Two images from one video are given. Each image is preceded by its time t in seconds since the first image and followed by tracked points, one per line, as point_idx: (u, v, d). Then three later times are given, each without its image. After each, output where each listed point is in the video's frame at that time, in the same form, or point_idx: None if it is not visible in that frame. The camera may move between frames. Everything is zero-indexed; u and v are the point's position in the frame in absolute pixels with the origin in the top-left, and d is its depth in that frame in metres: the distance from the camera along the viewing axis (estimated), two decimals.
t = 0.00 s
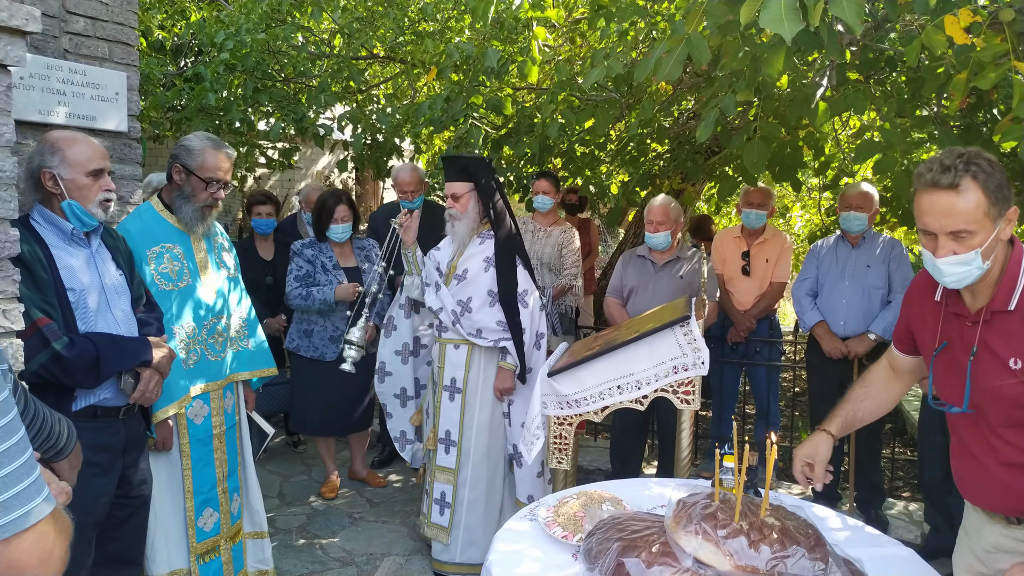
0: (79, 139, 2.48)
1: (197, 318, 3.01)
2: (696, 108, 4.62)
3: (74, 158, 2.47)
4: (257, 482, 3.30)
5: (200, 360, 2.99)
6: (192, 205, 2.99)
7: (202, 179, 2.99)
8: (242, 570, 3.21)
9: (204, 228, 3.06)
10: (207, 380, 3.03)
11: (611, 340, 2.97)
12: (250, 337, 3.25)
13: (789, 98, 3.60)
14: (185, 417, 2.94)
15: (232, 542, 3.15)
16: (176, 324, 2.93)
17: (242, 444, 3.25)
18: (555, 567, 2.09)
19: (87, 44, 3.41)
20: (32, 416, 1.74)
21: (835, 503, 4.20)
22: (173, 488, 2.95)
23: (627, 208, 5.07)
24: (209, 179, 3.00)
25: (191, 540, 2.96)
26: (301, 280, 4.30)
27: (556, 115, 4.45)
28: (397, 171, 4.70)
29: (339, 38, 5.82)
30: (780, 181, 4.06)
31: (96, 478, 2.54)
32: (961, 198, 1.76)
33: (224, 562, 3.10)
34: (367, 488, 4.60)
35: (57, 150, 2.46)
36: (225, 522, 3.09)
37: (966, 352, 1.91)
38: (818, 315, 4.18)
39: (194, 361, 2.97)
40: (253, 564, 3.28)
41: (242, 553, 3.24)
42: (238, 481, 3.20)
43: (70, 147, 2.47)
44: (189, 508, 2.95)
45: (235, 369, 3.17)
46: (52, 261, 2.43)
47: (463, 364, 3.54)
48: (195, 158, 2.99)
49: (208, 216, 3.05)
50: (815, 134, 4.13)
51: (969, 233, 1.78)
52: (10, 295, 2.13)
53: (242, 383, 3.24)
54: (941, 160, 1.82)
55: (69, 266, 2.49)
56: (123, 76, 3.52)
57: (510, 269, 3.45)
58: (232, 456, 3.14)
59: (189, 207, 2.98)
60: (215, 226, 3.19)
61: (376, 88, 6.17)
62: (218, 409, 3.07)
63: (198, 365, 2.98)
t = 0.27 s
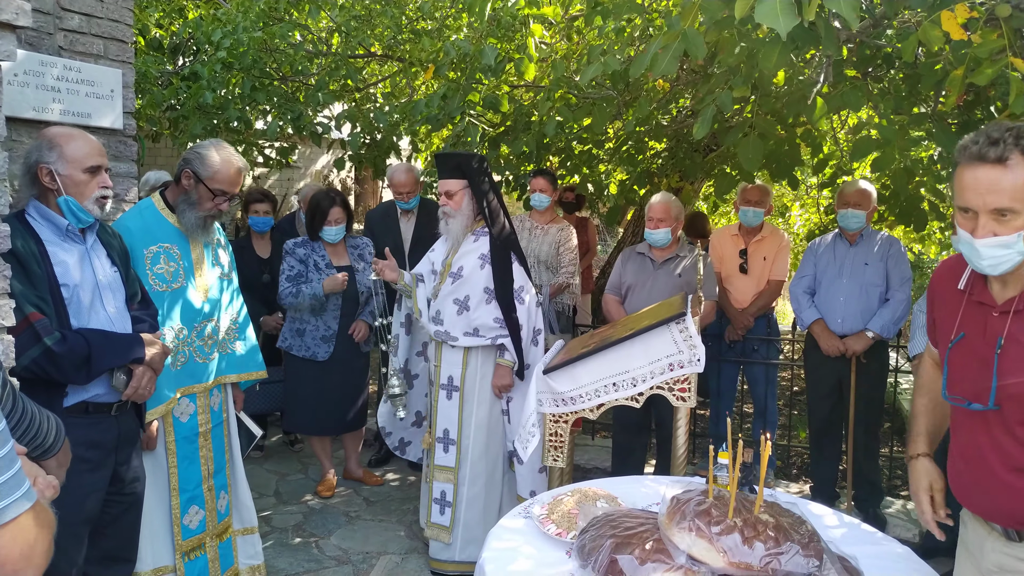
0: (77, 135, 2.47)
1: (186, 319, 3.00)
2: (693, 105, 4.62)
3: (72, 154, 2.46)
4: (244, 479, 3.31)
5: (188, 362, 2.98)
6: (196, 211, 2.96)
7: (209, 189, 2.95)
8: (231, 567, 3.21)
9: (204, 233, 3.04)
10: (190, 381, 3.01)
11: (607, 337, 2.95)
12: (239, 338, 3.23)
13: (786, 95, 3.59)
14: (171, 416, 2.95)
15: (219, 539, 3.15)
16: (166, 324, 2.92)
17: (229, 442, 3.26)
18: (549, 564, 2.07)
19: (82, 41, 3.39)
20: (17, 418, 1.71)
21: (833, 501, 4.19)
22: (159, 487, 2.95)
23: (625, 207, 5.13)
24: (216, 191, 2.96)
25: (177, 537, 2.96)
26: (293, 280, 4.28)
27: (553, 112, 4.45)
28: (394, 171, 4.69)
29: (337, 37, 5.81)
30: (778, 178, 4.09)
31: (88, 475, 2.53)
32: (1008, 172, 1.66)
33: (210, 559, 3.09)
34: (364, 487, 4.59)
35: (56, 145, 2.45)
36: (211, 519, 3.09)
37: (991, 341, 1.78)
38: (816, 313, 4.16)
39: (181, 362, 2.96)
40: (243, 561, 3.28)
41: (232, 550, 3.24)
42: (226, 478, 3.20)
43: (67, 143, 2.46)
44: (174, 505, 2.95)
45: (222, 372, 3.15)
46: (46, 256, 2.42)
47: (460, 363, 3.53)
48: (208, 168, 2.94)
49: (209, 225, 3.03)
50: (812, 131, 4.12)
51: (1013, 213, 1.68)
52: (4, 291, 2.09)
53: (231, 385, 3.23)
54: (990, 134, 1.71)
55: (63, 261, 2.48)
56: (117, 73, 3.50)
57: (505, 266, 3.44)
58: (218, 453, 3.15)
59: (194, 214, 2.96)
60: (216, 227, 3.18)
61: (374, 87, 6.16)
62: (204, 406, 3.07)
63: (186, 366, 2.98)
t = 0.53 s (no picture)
0: (87, 134, 2.46)
1: (185, 322, 3.00)
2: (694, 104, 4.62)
3: (82, 152, 2.46)
4: (238, 476, 3.32)
5: (186, 363, 2.98)
6: (203, 218, 2.98)
7: (219, 199, 2.96)
8: (224, 562, 3.22)
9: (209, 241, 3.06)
10: (188, 382, 3.01)
11: (609, 335, 2.95)
12: (239, 339, 3.24)
13: (787, 94, 3.59)
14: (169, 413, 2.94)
15: (210, 535, 3.15)
16: (167, 324, 2.93)
17: (224, 439, 3.26)
18: (550, 561, 2.07)
19: (83, 39, 3.40)
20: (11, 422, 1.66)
21: (834, 500, 4.19)
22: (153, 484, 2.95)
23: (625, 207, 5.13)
24: (226, 202, 2.97)
25: (168, 534, 2.97)
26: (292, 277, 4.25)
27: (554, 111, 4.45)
28: (395, 170, 4.70)
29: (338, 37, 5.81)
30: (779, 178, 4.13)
31: (89, 470, 2.53)
32: None
33: (198, 555, 3.10)
34: (365, 485, 4.59)
35: (66, 143, 2.44)
36: (201, 516, 3.10)
37: None
38: (817, 312, 4.17)
39: (179, 364, 2.96)
40: (237, 556, 3.29)
41: (225, 546, 3.25)
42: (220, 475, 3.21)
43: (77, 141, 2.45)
44: (167, 503, 2.96)
45: (220, 374, 3.15)
46: (51, 252, 2.43)
47: (459, 361, 3.53)
48: (222, 177, 2.94)
49: (215, 233, 3.04)
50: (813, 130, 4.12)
51: None
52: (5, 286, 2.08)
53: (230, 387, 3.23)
54: None
55: (68, 257, 2.49)
56: (119, 72, 3.51)
57: (506, 265, 3.44)
58: (211, 451, 3.15)
59: (200, 219, 2.98)
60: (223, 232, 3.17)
61: (375, 86, 6.17)
62: (199, 405, 3.06)
63: (184, 370, 2.98)
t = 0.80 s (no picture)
0: (100, 135, 2.47)
1: (191, 322, 3.00)
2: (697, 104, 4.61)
3: (94, 153, 2.47)
4: (242, 475, 3.32)
5: (192, 363, 2.98)
6: (209, 219, 2.97)
7: (227, 202, 2.96)
8: (227, 562, 3.21)
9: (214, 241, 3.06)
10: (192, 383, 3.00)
11: (613, 334, 2.95)
12: (245, 340, 3.23)
13: (791, 93, 3.59)
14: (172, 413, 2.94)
15: (212, 535, 3.15)
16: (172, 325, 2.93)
17: (227, 439, 3.25)
18: (555, 560, 2.07)
19: (86, 39, 3.40)
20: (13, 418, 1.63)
21: (837, 500, 4.18)
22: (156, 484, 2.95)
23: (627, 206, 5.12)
24: (233, 205, 2.97)
25: (171, 534, 2.97)
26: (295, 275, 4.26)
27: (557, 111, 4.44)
28: (397, 169, 4.70)
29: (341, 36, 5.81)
30: (781, 176, 4.16)
31: (91, 469, 2.54)
32: None
33: (202, 555, 3.09)
34: (368, 485, 4.59)
35: (79, 143, 2.45)
36: (203, 516, 3.09)
37: None
38: (820, 311, 4.16)
39: (186, 364, 2.96)
40: (240, 556, 3.28)
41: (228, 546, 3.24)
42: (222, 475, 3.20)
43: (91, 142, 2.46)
44: (170, 503, 2.96)
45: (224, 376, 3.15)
46: (59, 250, 2.43)
47: (459, 360, 3.53)
48: (230, 179, 2.94)
49: (221, 233, 3.04)
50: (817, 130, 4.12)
51: None
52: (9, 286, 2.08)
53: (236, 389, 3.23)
54: None
55: (75, 256, 2.49)
56: (122, 71, 3.51)
57: (508, 266, 3.43)
58: (214, 451, 3.15)
59: (207, 221, 2.98)
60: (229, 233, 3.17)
61: (377, 86, 6.16)
62: (202, 405, 3.07)
63: (190, 368, 2.97)
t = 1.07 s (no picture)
0: (104, 135, 2.48)
1: (200, 322, 3.01)
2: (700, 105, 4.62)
3: (98, 153, 2.48)
4: (250, 476, 3.33)
5: (200, 363, 2.99)
6: (217, 220, 2.98)
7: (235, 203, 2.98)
8: (235, 563, 3.23)
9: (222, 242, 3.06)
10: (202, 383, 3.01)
11: (617, 335, 2.96)
12: (253, 342, 3.23)
13: (793, 94, 3.60)
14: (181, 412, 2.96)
15: (224, 536, 3.15)
16: (180, 325, 2.94)
17: (238, 441, 3.26)
18: (559, 559, 2.08)
19: (92, 41, 3.41)
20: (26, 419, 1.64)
21: (840, 500, 4.19)
22: (165, 484, 2.97)
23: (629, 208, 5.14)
24: (241, 206, 2.99)
25: (181, 534, 2.97)
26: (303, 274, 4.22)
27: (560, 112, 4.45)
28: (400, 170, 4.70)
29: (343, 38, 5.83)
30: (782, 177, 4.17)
31: (95, 469, 2.55)
32: None
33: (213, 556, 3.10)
34: (371, 485, 4.60)
35: (83, 143, 2.46)
36: (216, 516, 3.10)
37: None
38: (823, 311, 4.17)
39: (193, 364, 2.97)
40: (247, 556, 3.30)
41: (237, 547, 3.25)
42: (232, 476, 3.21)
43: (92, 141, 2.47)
44: (179, 502, 2.97)
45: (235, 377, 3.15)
46: (65, 252, 2.45)
47: (462, 361, 3.54)
48: (237, 181, 2.96)
49: (228, 235, 3.05)
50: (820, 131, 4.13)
51: None
52: (15, 288, 2.15)
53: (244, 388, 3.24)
54: None
55: (80, 257, 2.50)
56: (127, 73, 3.52)
57: (511, 267, 3.44)
58: (224, 452, 3.16)
59: (214, 222, 2.98)
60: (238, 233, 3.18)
61: (380, 87, 6.18)
62: (211, 406, 3.08)
63: (198, 368, 2.99)
